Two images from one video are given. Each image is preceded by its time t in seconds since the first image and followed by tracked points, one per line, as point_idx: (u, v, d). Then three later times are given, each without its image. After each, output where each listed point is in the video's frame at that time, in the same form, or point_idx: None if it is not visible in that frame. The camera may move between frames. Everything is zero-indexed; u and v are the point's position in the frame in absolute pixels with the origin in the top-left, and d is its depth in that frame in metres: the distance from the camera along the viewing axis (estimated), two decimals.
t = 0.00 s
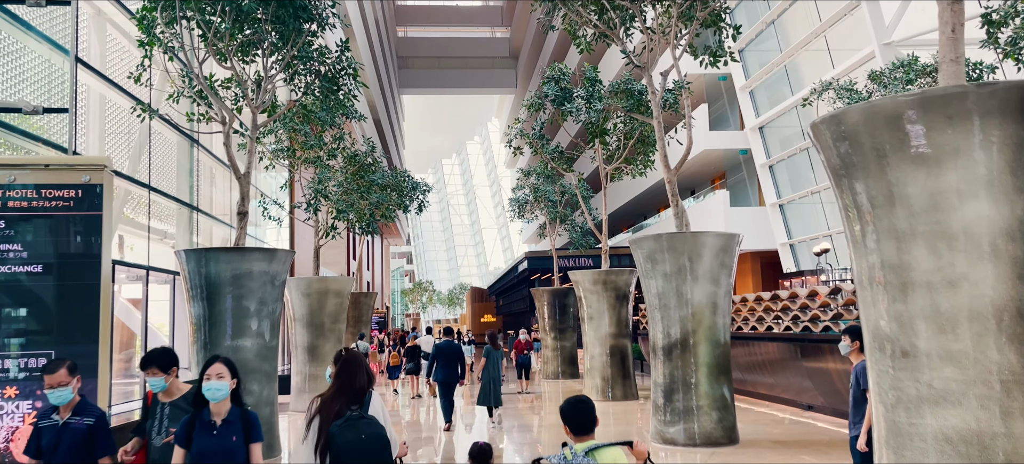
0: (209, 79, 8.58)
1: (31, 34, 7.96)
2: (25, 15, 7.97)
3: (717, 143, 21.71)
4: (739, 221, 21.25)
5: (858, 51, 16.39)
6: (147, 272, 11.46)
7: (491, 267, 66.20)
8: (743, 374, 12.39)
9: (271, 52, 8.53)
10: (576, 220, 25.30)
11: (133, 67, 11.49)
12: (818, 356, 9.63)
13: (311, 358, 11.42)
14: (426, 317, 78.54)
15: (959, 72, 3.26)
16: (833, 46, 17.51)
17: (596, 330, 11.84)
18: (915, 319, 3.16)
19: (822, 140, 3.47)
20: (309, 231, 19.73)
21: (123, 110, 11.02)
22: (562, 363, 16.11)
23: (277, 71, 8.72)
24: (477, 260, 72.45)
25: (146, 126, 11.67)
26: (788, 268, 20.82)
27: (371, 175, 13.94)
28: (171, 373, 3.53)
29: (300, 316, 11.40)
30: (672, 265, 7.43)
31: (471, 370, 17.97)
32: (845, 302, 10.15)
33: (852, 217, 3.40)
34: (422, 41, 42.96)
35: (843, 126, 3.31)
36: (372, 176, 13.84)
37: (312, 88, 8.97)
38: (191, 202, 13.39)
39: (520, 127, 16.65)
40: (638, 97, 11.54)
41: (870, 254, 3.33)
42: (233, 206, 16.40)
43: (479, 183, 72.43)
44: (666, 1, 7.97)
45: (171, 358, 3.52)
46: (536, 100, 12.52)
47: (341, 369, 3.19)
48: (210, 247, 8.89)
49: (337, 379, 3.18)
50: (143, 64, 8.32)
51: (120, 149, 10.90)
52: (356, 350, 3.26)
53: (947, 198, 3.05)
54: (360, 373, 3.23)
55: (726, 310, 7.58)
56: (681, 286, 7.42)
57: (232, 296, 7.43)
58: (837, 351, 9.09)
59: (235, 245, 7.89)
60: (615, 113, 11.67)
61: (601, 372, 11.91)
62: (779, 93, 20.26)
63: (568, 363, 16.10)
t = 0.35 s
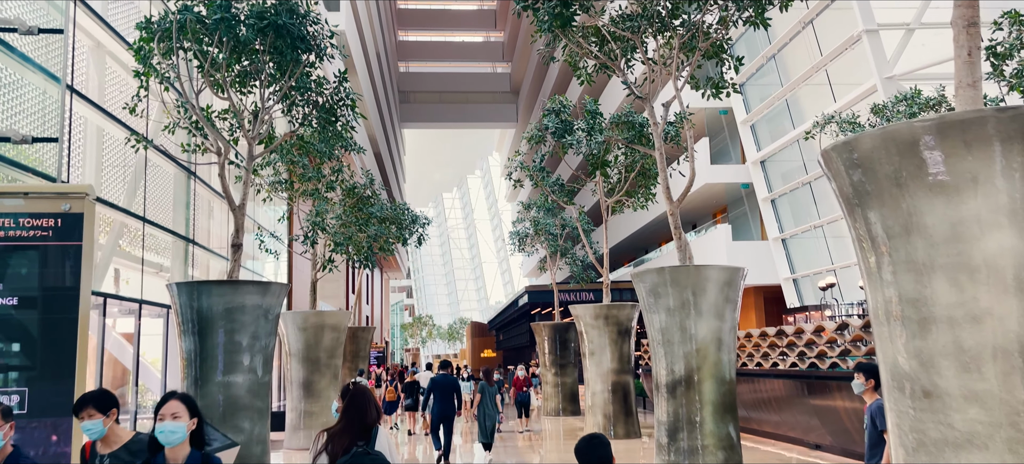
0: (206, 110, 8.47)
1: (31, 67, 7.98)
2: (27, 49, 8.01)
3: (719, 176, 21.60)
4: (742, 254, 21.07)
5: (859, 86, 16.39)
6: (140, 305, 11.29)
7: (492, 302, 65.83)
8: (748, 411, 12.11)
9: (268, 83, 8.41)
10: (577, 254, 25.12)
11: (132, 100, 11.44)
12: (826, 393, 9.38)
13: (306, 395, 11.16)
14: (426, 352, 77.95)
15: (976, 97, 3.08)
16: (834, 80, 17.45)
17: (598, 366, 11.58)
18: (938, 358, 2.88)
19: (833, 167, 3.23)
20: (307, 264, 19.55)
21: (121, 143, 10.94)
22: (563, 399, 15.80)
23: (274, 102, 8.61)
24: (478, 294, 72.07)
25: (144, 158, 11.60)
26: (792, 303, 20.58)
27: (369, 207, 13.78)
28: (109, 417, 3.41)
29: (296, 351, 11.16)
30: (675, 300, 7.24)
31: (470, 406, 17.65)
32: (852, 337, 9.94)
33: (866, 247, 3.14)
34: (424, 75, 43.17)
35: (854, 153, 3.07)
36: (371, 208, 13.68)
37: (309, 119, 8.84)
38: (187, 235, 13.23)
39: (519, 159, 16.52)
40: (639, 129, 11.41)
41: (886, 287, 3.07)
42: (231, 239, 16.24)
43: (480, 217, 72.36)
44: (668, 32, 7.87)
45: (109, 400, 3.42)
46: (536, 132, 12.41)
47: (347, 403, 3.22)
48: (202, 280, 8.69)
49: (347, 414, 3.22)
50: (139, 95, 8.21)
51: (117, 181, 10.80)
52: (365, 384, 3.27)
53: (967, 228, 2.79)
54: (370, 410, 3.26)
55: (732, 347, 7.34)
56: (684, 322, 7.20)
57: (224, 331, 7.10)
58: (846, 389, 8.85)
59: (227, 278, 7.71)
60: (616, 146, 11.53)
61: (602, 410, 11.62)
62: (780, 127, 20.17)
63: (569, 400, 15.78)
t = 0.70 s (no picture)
0: (204, 143, 8.39)
1: (31, 102, 7.97)
2: (31, 82, 8.00)
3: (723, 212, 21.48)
4: (747, 290, 20.86)
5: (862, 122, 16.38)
6: (134, 341, 11.11)
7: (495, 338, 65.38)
8: (756, 452, 11.79)
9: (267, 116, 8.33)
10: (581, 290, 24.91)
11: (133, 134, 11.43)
12: (836, 434, 9.11)
13: (303, 433, 10.88)
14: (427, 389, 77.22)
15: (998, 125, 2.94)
16: (838, 116, 17.39)
17: (602, 404, 11.32)
18: (961, 400, 2.39)
19: (841, 192, 2.71)
20: (307, 300, 19.37)
21: (120, 177, 10.88)
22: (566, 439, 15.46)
23: (274, 136, 8.50)
24: (480, 331, 71.62)
25: (142, 192, 11.52)
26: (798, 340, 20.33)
27: (370, 242, 13.65)
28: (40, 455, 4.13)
29: (293, 388, 10.91)
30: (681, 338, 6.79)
31: (471, 445, 17.33)
32: (862, 376, 9.68)
33: (882, 278, 2.62)
34: (427, 111, 43.37)
35: (868, 179, 2.57)
36: (371, 243, 13.55)
37: (309, 152, 8.74)
38: (185, 269, 13.09)
39: (522, 194, 16.41)
40: (642, 162, 11.27)
41: (907, 322, 2.55)
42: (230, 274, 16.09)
43: (483, 253, 72.27)
44: (670, 65, 7.79)
45: (40, 441, 4.14)
46: (537, 166, 12.32)
47: (347, 445, 3.46)
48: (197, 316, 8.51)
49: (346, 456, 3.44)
50: (137, 128, 8.14)
51: (116, 216, 10.71)
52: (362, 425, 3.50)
53: (992, 262, 2.33)
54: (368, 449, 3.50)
55: (739, 386, 6.89)
56: (690, 360, 6.73)
57: (218, 368, 6.60)
58: (857, 430, 8.61)
59: (222, 314, 7.52)
60: (619, 180, 11.42)
61: (606, 450, 11.32)
62: (783, 163, 20.08)
63: (572, 439, 15.44)
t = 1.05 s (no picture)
0: (205, 176, 8.30)
1: (32, 136, 7.88)
2: (29, 115, 7.88)
3: (730, 248, 21.52)
4: (755, 328, 20.62)
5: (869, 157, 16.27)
6: (130, 378, 10.90)
7: (499, 375, 64.80)
8: None
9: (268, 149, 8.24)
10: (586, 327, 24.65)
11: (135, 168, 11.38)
12: None
13: None
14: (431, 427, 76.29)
15: None
16: (844, 152, 17.29)
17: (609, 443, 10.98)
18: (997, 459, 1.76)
19: (860, 222, 2.11)
20: (308, 335, 19.16)
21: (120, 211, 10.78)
22: None
23: (275, 169, 8.39)
24: (485, 368, 71.00)
25: (143, 226, 11.41)
26: (807, 378, 20.02)
27: (371, 276, 13.49)
28: None
29: (292, 426, 10.61)
30: (686, 375, 5.57)
31: None
32: (878, 415, 9.37)
33: (903, 314, 2.00)
34: (432, 147, 43.45)
35: (888, 210, 1.99)
36: (373, 277, 13.38)
37: (310, 186, 8.62)
38: (184, 304, 12.92)
39: (526, 229, 16.26)
40: (648, 196, 11.12)
41: (932, 360, 1.92)
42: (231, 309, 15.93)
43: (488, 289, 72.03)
44: (675, 97, 7.69)
45: None
46: (542, 201, 12.20)
47: None
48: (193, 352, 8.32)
49: None
50: (136, 160, 8.05)
51: (116, 251, 10.59)
52: None
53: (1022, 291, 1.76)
54: None
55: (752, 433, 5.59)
56: (698, 398, 5.49)
57: (214, 406, 5.75)
58: None
59: (218, 349, 7.30)
60: (625, 213, 11.30)
61: None
62: (789, 199, 19.93)
63: None
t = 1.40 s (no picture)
0: (205, 207, 8.16)
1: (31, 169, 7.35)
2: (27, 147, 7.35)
3: (737, 282, 21.61)
4: (764, 364, 20.25)
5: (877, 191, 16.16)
6: (126, 415, 10.69)
7: (505, 412, 64.08)
8: None
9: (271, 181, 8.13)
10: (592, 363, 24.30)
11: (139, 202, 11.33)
12: None
13: None
14: None
15: None
16: (853, 185, 17.12)
17: None
18: None
19: (887, 248, 1.62)
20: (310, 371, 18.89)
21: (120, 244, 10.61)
22: None
23: (276, 200, 8.26)
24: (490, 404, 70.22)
25: (143, 259, 11.26)
26: (819, 415, 19.67)
27: (373, 310, 13.30)
28: None
29: None
30: (698, 414, 5.09)
31: None
32: (895, 453, 9.06)
33: (932, 347, 1.51)
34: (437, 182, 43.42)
35: (914, 227, 1.51)
36: (375, 311, 13.18)
37: (312, 218, 8.49)
38: (184, 339, 12.70)
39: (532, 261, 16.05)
40: (655, 225, 10.91)
41: (967, 396, 1.45)
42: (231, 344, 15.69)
43: (493, 324, 71.63)
44: (683, 127, 7.54)
45: None
46: (547, 232, 12.02)
47: None
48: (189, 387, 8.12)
49: None
50: (135, 191, 7.90)
51: (117, 286, 10.46)
52: None
53: None
54: None
55: None
56: (711, 441, 5.01)
57: (209, 445, 5.41)
58: None
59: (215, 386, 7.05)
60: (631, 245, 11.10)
61: None
62: (798, 232, 19.71)
63: None
